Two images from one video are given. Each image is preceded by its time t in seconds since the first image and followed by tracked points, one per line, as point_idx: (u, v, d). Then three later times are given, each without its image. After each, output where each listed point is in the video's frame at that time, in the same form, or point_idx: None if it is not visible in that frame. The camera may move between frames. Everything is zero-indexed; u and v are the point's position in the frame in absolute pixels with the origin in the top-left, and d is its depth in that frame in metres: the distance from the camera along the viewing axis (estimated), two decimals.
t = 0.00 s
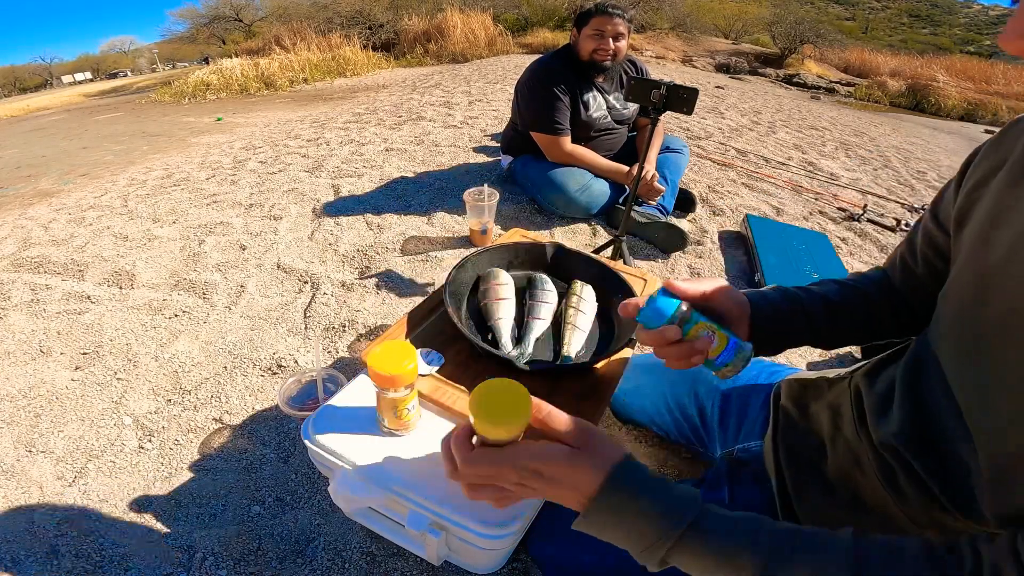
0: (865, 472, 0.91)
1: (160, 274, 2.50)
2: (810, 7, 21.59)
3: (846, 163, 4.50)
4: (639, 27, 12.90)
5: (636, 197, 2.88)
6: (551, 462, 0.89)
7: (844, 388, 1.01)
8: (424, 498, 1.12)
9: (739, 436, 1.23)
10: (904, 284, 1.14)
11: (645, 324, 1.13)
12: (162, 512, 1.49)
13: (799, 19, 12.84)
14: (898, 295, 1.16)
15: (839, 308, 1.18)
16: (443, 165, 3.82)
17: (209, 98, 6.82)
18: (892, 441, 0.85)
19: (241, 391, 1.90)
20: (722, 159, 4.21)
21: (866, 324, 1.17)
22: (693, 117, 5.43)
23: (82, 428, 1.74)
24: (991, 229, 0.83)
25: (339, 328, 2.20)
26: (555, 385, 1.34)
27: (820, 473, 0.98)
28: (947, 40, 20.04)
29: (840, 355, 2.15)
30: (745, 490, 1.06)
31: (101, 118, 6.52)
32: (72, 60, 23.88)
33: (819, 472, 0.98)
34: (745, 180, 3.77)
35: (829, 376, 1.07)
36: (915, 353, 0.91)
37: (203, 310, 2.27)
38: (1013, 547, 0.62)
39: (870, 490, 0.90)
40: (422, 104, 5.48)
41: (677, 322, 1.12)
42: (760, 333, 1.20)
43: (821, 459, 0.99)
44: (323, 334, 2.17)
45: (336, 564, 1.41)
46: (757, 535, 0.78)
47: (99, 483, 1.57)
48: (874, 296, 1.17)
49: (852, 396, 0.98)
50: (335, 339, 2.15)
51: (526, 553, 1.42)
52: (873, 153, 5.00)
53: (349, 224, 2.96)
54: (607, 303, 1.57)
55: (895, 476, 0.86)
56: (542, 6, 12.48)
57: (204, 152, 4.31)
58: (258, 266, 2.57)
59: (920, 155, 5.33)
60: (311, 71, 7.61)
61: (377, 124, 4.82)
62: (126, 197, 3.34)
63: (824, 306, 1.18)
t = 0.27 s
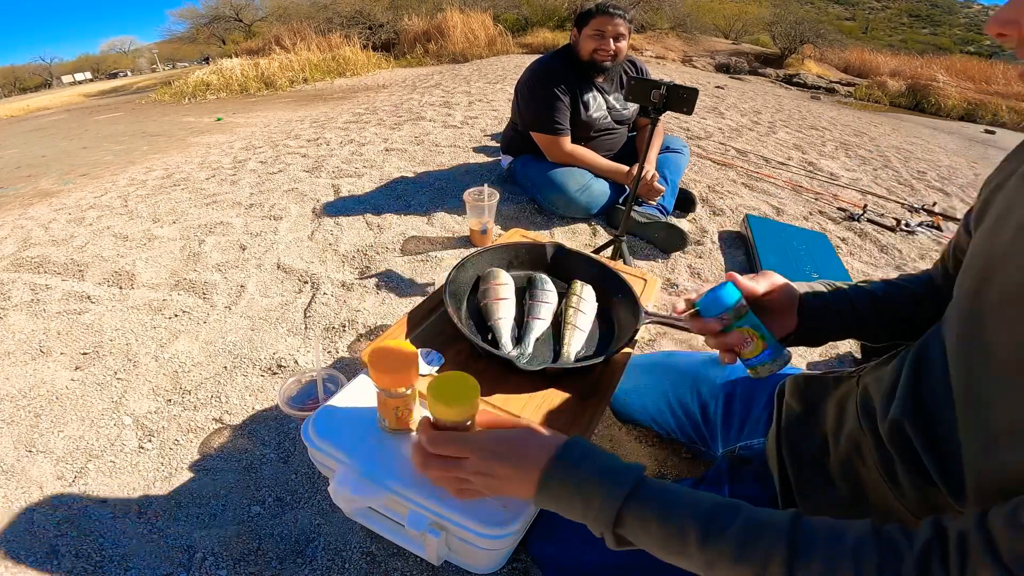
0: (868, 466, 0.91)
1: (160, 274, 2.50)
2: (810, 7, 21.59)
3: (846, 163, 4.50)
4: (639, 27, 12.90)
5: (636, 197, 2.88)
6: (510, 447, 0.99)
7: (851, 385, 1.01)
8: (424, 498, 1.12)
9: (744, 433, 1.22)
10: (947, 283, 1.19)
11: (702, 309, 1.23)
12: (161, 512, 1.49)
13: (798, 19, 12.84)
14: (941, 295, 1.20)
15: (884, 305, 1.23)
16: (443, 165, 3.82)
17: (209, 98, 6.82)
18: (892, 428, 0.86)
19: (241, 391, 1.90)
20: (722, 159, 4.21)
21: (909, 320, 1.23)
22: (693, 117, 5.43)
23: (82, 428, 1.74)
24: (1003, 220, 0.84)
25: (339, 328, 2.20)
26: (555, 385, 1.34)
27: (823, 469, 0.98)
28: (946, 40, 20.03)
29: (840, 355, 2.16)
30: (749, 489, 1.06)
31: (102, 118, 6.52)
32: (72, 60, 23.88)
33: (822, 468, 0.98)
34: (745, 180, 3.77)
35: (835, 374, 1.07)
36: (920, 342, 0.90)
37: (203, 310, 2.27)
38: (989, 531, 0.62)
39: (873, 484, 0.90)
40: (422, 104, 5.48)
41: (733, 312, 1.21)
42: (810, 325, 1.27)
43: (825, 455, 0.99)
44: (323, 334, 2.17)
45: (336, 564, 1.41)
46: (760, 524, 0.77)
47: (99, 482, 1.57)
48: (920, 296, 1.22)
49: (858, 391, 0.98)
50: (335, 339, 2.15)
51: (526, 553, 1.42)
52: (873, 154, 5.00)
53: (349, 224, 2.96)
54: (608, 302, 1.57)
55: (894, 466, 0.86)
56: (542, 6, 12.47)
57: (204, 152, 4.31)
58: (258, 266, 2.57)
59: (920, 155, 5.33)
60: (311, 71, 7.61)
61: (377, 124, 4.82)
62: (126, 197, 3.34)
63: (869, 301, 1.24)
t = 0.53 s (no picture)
0: (872, 462, 0.91)
1: (160, 274, 2.50)
2: (809, 7, 21.59)
3: (846, 163, 4.50)
4: (639, 27, 12.90)
5: (636, 197, 2.88)
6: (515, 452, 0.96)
7: (856, 384, 1.01)
8: (424, 498, 1.12)
9: (745, 432, 1.22)
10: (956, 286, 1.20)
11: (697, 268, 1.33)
12: (161, 513, 1.49)
13: (798, 19, 12.84)
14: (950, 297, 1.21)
15: (890, 305, 1.24)
16: (443, 165, 3.82)
17: (209, 98, 6.82)
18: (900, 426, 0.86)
19: (241, 391, 1.90)
20: (722, 159, 4.21)
21: (917, 321, 1.23)
22: (693, 117, 5.43)
23: (82, 428, 1.74)
24: (1007, 220, 0.84)
25: (339, 328, 2.20)
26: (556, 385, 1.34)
27: (826, 466, 0.98)
28: (946, 40, 20.03)
29: (840, 355, 2.16)
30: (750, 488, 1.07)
31: (102, 118, 6.52)
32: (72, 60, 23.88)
33: (825, 465, 0.98)
34: (745, 180, 3.77)
35: (840, 374, 1.07)
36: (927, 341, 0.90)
37: (203, 310, 2.27)
38: (996, 518, 0.62)
39: (879, 482, 0.90)
40: (422, 104, 5.48)
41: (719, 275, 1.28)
42: (811, 320, 1.29)
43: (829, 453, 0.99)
44: (323, 334, 2.17)
45: (336, 564, 1.41)
46: (768, 524, 0.78)
47: (99, 483, 1.57)
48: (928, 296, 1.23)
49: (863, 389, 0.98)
50: (335, 339, 2.15)
51: (526, 553, 1.43)
52: (873, 154, 5.00)
53: (349, 224, 2.96)
54: (608, 302, 1.57)
55: (899, 462, 0.86)
56: (542, 6, 12.47)
57: (204, 151, 4.31)
58: (258, 266, 2.57)
59: (920, 155, 5.33)
60: (311, 71, 7.61)
61: (377, 124, 4.82)
62: (126, 197, 3.34)
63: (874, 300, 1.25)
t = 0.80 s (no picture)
0: (872, 460, 0.91)
1: (160, 274, 2.50)
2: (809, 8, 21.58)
3: (845, 163, 4.50)
4: (639, 27, 12.89)
5: (636, 197, 2.88)
6: (579, 419, 0.77)
7: (854, 382, 1.02)
8: (424, 498, 1.12)
9: (745, 431, 1.21)
10: (938, 287, 1.20)
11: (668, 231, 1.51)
12: (161, 513, 1.49)
13: (798, 19, 12.84)
14: (932, 300, 1.21)
15: (877, 304, 1.25)
16: (443, 165, 3.82)
17: (209, 98, 6.82)
18: (897, 426, 0.86)
19: (241, 391, 1.90)
20: (722, 159, 4.21)
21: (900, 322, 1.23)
22: (693, 117, 5.43)
23: (82, 428, 1.74)
24: (1001, 219, 0.83)
25: (339, 328, 2.20)
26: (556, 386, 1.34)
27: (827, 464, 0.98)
28: (946, 40, 20.02)
29: (841, 355, 2.16)
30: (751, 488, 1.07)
31: (101, 119, 6.52)
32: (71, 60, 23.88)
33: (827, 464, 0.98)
34: (745, 180, 3.77)
35: (839, 372, 1.08)
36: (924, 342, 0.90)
37: (203, 310, 2.27)
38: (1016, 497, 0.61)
39: (879, 481, 0.90)
40: (422, 104, 5.48)
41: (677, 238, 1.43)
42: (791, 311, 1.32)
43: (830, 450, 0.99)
44: (323, 334, 2.17)
45: (336, 564, 1.41)
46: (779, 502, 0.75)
47: (99, 483, 1.57)
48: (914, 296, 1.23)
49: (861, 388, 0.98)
50: (335, 339, 2.15)
51: (526, 553, 1.43)
52: (873, 154, 5.00)
53: (349, 224, 2.96)
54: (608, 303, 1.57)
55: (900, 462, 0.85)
56: (542, 6, 12.46)
57: (204, 152, 4.31)
58: (258, 266, 2.57)
59: (920, 155, 5.33)
60: (311, 71, 7.61)
61: (377, 124, 4.82)
62: (126, 197, 3.34)
63: (858, 300, 1.27)
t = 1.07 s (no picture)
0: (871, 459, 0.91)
1: (160, 274, 2.50)
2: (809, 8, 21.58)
3: (845, 163, 4.50)
4: (638, 27, 12.90)
5: (636, 197, 2.88)
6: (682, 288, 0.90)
7: (853, 381, 1.02)
8: (424, 498, 1.12)
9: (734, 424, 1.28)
10: (932, 291, 1.19)
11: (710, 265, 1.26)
12: (161, 512, 1.49)
13: (798, 19, 12.85)
14: (925, 302, 1.21)
15: (867, 307, 1.25)
16: (443, 165, 3.82)
17: (209, 98, 6.82)
18: (894, 424, 0.86)
19: (241, 391, 1.90)
20: (722, 159, 4.21)
21: (893, 324, 1.23)
22: (693, 117, 5.43)
23: (82, 428, 1.74)
24: (986, 216, 0.82)
25: (339, 328, 2.20)
26: (556, 385, 1.34)
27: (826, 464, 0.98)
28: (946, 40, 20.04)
29: (841, 355, 2.16)
30: (750, 483, 1.07)
31: (101, 118, 6.52)
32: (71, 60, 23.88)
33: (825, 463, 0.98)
34: (745, 180, 3.77)
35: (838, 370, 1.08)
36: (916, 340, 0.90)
37: (203, 310, 2.27)
38: None
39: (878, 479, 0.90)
40: (422, 104, 5.48)
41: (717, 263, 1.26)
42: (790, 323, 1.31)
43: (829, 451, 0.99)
44: (323, 334, 2.17)
45: (336, 564, 1.40)
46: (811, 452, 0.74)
47: (99, 483, 1.57)
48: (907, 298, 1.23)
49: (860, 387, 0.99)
50: (335, 338, 2.15)
51: (526, 553, 1.43)
52: (873, 154, 5.00)
53: (349, 224, 2.96)
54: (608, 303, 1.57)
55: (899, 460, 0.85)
56: (542, 6, 12.46)
57: (204, 152, 4.31)
58: (258, 266, 2.57)
59: (919, 155, 5.33)
60: (311, 71, 7.61)
61: (377, 124, 4.82)
62: (126, 197, 3.34)
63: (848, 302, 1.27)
